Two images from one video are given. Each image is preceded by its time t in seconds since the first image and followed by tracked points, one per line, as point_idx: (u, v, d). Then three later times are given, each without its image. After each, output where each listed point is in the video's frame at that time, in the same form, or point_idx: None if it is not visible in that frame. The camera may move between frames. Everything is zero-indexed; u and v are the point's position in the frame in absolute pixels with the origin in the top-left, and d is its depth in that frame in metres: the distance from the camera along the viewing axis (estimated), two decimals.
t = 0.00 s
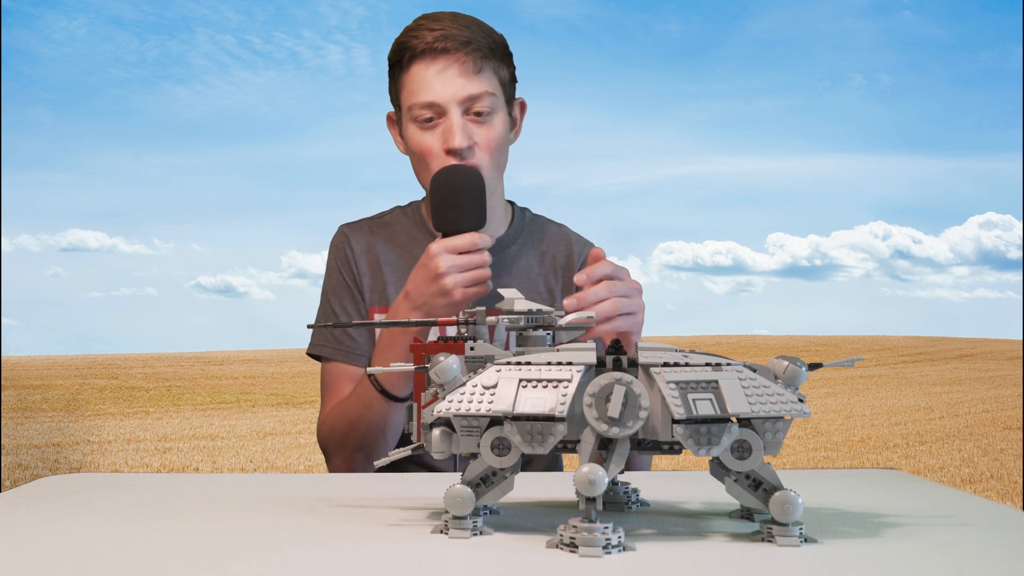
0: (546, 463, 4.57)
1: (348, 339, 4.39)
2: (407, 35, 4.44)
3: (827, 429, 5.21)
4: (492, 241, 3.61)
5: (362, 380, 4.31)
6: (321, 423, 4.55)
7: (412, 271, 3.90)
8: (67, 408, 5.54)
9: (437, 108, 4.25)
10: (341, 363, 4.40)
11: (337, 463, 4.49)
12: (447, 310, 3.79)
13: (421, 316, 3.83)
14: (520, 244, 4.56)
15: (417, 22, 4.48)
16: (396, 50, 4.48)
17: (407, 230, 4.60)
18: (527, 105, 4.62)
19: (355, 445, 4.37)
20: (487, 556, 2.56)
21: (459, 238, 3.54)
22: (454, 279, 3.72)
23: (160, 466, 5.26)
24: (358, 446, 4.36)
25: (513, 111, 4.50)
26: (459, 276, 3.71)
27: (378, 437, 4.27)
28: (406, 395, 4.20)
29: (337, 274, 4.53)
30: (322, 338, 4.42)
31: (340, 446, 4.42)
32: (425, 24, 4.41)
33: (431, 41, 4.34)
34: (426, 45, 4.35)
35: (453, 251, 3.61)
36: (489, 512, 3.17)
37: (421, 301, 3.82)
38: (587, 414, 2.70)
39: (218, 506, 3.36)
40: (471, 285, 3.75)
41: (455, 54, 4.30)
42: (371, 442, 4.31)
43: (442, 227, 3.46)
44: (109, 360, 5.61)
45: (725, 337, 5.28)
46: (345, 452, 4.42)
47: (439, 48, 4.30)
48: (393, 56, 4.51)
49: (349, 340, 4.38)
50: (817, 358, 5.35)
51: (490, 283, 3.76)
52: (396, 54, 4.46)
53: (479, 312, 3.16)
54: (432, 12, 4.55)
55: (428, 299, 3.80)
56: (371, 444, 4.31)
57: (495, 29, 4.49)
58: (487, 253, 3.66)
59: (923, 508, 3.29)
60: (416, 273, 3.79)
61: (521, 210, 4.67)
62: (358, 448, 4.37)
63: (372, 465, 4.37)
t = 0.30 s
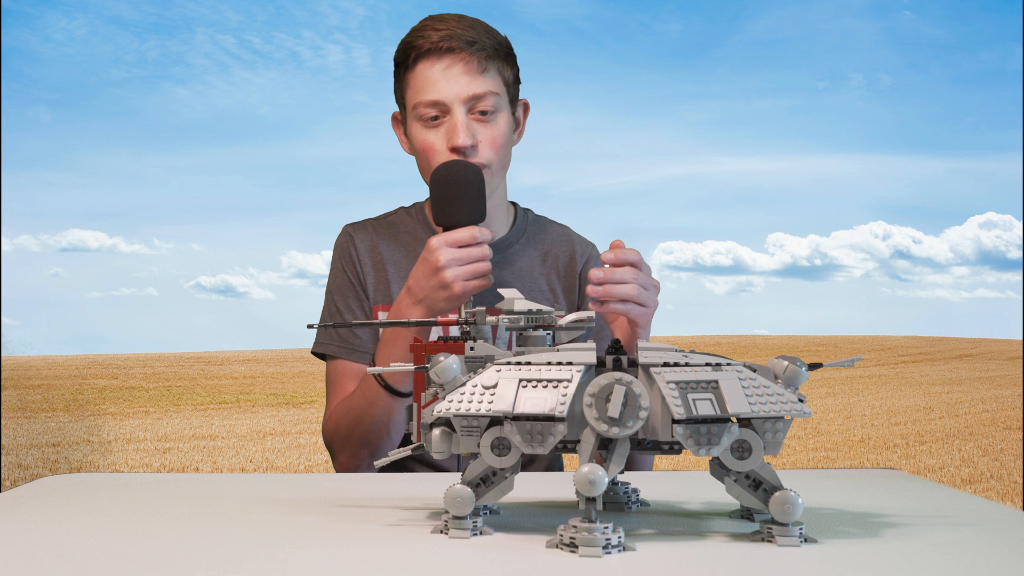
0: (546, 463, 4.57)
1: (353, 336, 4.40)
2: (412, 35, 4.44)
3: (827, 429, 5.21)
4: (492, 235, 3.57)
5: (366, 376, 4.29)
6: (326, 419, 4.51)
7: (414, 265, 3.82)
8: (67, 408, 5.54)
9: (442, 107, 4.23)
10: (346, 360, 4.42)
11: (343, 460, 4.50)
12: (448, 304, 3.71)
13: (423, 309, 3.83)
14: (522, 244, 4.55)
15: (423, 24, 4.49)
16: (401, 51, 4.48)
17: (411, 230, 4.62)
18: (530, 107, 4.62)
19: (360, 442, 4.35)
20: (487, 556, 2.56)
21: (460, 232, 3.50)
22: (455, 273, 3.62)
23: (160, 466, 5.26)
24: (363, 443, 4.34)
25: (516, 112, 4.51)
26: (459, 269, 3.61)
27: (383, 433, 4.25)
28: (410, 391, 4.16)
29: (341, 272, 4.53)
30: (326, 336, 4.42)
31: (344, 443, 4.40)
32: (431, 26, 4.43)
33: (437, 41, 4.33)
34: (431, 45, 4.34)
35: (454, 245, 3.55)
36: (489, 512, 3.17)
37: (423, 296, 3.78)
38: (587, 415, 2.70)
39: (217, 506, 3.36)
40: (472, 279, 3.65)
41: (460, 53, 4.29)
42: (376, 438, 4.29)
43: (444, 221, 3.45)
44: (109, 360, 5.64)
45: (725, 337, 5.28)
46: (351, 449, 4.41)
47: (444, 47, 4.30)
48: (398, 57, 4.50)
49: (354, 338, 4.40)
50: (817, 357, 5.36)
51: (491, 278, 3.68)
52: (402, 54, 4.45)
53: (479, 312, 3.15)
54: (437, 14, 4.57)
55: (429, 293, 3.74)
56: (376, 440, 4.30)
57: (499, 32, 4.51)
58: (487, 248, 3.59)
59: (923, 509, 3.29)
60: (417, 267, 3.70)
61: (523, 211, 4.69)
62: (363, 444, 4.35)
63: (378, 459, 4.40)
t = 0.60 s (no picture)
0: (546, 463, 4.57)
1: (351, 337, 4.39)
2: (413, 32, 4.41)
3: (827, 429, 5.21)
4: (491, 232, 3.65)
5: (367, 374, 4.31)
6: (329, 421, 4.53)
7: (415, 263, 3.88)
8: (67, 408, 5.54)
9: (442, 104, 4.24)
10: (344, 361, 4.40)
11: (344, 460, 4.50)
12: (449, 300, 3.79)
13: (425, 306, 3.84)
14: (517, 243, 4.56)
15: (422, 21, 4.48)
16: (400, 48, 4.46)
17: (408, 231, 4.60)
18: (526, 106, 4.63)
19: (362, 440, 4.36)
20: (487, 556, 2.56)
21: (460, 228, 3.55)
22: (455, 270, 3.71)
23: (160, 466, 5.26)
24: (364, 441, 4.36)
25: (513, 111, 4.52)
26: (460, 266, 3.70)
27: (384, 431, 4.26)
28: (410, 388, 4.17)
29: (338, 273, 4.54)
30: (324, 337, 4.43)
31: (347, 441, 4.42)
32: (431, 23, 4.41)
33: (437, 38, 4.33)
34: (432, 42, 4.33)
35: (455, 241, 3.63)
36: (489, 512, 3.17)
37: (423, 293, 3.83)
38: (587, 415, 2.70)
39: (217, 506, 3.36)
40: (473, 275, 3.74)
41: (461, 51, 4.29)
42: (377, 436, 4.30)
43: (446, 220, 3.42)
44: (109, 360, 5.64)
45: (725, 337, 5.28)
46: (352, 447, 4.42)
47: (445, 45, 4.29)
48: (397, 54, 4.49)
49: (352, 338, 4.38)
50: (817, 357, 5.36)
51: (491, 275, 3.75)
52: (402, 52, 4.43)
53: (479, 312, 3.15)
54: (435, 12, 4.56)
55: (431, 289, 3.81)
56: (376, 439, 4.31)
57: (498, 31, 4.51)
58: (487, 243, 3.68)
59: (923, 509, 3.29)
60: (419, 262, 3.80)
61: (519, 210, 4.68)
62: (365, 442, 4.36)
63: (379, 460, 4.37)
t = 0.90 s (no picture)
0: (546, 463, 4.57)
1: (346, 336, 4.39)
2: (409, 31, 4.41)
3: (827, 429, 5.21)
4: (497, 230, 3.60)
5: (366, 372, 4.29)
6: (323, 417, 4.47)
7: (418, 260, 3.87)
8: (67, 408, 5.54)
9: (439, 104, 4.24)
10: (339, 359, 4.40)
11: (340, 458, 4.49)
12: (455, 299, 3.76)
13: (429, 304, 3.84)
14: (511, 242, 4.58)
15: (417, 21, 4.47)
16: (395, 47, 4.44)
17: (402, 230, 4.60)
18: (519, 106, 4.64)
19: (360, 438, 4.35)
20: (488, 556, 2.56)
21: (467, 228, 3.51)
22: (461, 269, 3.68)
23: (160, 466, 5.26)
24: (362, 441, 4.35)
25: (508, 111, 4.53)
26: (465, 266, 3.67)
27: (383, 429, 4.25)
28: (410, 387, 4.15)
29: (333, 272, 4.54)
30: (319, 337, 4.43)
31: (343, 439, 4.40)
32: (427, 23, 4.41)
33: (434, 38, 4.32)
34: (429, 41, 4.32)
35: (462, 240, 3.59)
36: (489, 512, 3.17)
37: (428, 290, 3.81)
38: (587, 415, 2.70)
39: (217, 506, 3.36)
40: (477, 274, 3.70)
41: (458, 50, 4.30)
42: (375, 434, 4.29)
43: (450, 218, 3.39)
44: (109, 360, 5.64)
45: (725, 337, 5.28)
46: (350, 445, 4.40)
47: (443, 44, 4.29)
48: (392, 53, 4.47)
49: (347, 337, 4.39)
50: (817, 357, 5.36)
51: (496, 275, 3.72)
52: (397, 50, 4.42)
53: (479, 312, 3.15)
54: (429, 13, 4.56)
55: (436, 288, 3.78)
56: (374, 438, 4.31)
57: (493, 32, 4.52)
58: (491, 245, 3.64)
59: (923, 509, 3.29)
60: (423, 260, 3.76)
61: (512, 208, 4.70)
62: (362, 440, 4.35)
63: (378, 458, 4.38)
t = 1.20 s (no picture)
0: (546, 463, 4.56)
1: (347, 336, 4.39)
2: (405, 30, 4.41)
3: (827, 429, 5.21)
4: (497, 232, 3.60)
5: (366, 373, 4.29)
6: (325, 417, 4.49)
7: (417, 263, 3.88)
8: (67, 408, 5.54)
9: (436, 103, 4.24)
10: (339, 360, 4.39)
11: (342, 459, 4.50)
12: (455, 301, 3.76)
13: (429, 306, 3.85)
14: (511, 242, 4.57)
15: (414, 20, 4.47)
16: (392, 47, 4.45)
17: (402, 230, 4.60)
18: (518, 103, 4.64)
19: (361, 439, 4.35)
20: (488, 556, 2.56)
21: (466, 229, 3.49)
22: (460, 271, 3.68)
23: (160, 466, 5.26)
24: (363, 442, 4.36)
25: (506, 109, 4.52)
26: (465, 269, 3.68)
27: (384, 429, 4.26)
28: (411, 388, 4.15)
29: (333, 272, 4.53)
30: (319, 337, 4.43)
31: (345, 441, 4.40)
32: (423, 22, 4.41)
33: (431, 37, 4.32)
34: (425, 41, 4.32)
35: (461, 243, 3.58)
36: (489, 512, 3.17)
37: (427, 293, 3.82)
38: (587, 415, 2.70)
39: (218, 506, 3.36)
40: (478, 276, 3.70)
41: (455, 49, 4.30)
42: (377, 435, 4.30)
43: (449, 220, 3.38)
44: (109, 360, 5.63)
45: (725, 337, 5.28)
46: (351, 446, 4.41)
47: (439, 43, 4.29)
48: (389, 53, 4.47)
49: (348, 337, 4.39)
50: (817, 357, 5.36)
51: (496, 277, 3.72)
52: (393, 51, 4.42)
53: (479, 312, 3.15)
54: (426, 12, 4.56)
55: (435, 290, 3.79)
56: (375, 440, 4.32)
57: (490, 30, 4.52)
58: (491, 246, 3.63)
59: (923, 509, 3.29)
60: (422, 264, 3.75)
61: (513, 208, 4.69)
62: (363, 441, 4.36)
63: (379, 459, 4.39)
